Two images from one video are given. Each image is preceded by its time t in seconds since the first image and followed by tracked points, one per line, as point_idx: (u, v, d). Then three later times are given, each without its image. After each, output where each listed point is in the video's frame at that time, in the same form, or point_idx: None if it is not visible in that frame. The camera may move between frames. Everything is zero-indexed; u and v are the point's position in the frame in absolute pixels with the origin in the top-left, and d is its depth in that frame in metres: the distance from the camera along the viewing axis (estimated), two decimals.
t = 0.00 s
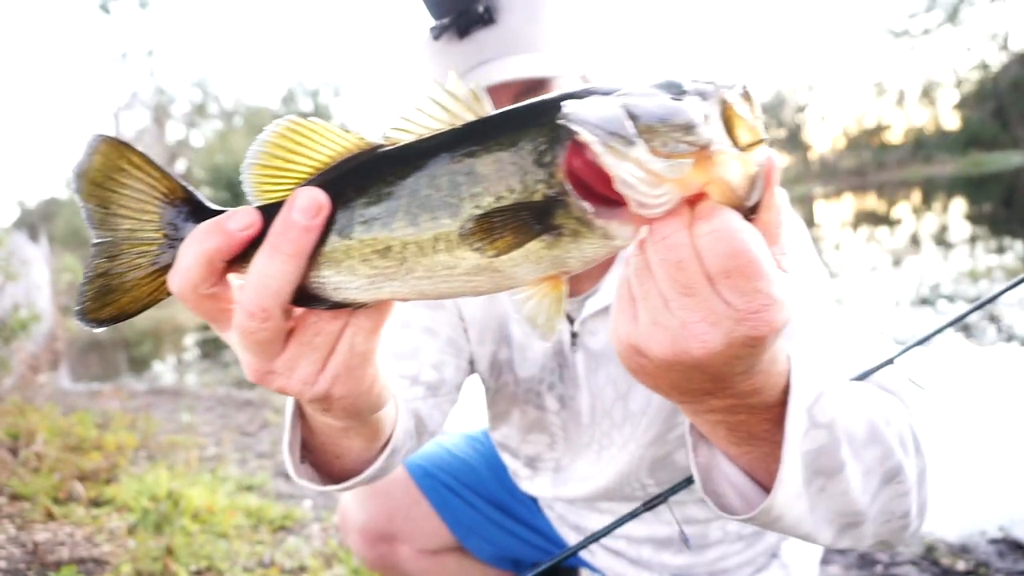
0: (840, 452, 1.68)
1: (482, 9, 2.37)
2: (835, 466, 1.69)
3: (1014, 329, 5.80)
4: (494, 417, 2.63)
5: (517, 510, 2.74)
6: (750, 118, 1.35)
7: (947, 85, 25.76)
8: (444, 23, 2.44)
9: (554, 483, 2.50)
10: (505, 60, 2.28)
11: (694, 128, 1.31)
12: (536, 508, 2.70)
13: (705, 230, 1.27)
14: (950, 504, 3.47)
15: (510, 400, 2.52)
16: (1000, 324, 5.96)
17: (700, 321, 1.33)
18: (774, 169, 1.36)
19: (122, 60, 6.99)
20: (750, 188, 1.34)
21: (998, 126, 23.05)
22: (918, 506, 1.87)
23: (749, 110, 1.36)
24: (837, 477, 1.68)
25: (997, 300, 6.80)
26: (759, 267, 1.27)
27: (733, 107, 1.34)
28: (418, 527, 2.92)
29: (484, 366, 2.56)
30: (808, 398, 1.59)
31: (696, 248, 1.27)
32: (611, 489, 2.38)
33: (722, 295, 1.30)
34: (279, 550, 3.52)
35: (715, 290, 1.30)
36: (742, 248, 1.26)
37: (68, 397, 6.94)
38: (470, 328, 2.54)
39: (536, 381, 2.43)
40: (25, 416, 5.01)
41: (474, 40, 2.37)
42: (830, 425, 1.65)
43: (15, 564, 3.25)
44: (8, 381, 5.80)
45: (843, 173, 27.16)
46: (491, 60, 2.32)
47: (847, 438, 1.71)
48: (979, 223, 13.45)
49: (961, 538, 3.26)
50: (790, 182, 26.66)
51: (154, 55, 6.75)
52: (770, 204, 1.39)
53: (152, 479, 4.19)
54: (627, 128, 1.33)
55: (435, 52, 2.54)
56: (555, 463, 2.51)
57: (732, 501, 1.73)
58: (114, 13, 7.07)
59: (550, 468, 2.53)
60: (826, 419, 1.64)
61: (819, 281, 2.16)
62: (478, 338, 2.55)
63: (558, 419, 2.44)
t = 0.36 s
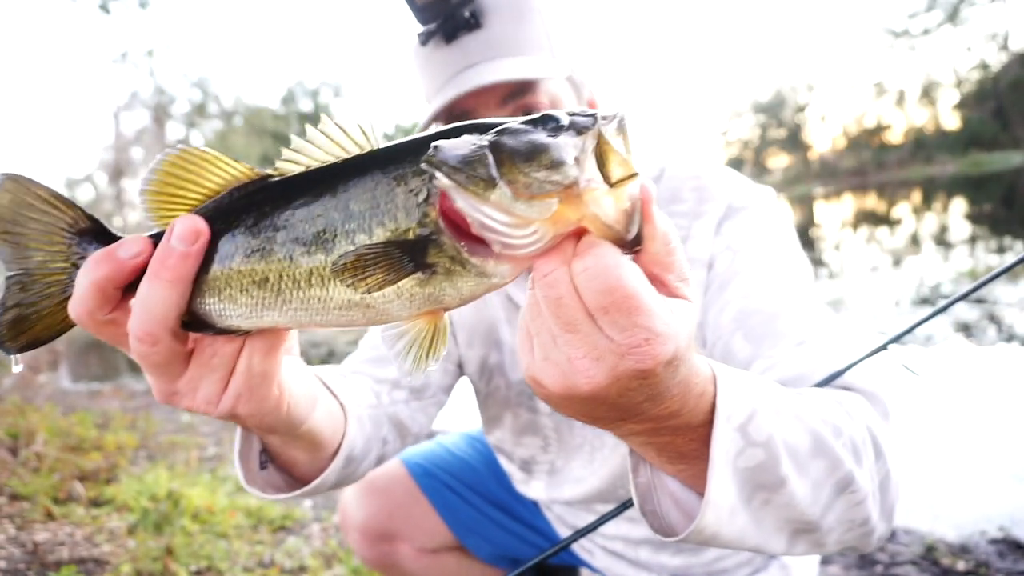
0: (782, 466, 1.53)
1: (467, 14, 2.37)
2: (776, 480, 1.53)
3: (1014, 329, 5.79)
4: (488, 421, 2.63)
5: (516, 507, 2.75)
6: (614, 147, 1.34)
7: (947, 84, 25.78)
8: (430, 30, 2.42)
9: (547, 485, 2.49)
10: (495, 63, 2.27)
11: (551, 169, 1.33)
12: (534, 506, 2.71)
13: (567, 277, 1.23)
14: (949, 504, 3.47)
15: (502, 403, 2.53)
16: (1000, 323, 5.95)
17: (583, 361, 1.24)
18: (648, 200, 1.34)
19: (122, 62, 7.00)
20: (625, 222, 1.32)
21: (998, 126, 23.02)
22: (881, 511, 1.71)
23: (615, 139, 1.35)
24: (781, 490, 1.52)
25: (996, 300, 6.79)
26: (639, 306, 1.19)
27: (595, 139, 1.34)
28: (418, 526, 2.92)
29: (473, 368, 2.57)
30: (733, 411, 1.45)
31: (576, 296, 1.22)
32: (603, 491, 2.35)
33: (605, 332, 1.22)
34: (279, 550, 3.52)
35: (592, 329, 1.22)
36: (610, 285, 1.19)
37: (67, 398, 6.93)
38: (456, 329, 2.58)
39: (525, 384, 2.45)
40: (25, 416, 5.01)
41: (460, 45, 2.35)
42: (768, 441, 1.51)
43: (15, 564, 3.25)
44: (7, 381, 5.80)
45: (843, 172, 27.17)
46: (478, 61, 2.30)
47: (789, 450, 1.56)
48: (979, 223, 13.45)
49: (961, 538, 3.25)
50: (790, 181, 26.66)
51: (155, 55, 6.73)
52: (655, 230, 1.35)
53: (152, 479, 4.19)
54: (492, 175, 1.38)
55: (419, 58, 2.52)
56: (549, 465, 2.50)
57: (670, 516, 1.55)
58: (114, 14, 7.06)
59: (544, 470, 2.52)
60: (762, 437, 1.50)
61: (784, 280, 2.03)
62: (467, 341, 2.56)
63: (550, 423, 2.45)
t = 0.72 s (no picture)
0: (789, 453, 1.64)
1: (478, 81, 2.62)
2: (788, 468, 1.64)
3: (1015, 329, 5.79)
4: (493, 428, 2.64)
5: (516, 508, 2.74)
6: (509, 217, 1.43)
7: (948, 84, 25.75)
8: (436, 91, 2.68)
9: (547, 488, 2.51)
10: (511, 136, 2.65)
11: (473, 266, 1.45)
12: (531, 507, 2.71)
13: (533, 357, 1.44)
14: (949, 504, 3.48)
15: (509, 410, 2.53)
16: (1000, 324, 5.95)
17: (565, 407, 1.47)
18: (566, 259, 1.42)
19: (121, 62, 7.00)
20: (550, 285, 1.44)
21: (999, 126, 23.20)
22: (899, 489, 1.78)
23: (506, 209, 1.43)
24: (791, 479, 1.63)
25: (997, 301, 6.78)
26: (592, 359, 1.41)
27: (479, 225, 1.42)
28: (419, 528, 2.99)
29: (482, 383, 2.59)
30: (733, 402, 1.60)
31: (541, 356, 1.43)
32: (604, 489, 2.35)
33: (579, 387, 1.44)
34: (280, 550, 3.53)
35: (560, 385, 1.45)
36: (565, 348, 1.40)
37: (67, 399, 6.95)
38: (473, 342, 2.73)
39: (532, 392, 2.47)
40: (26, 416, 5.01)
41: (473, 110, 2.68)
42: (774, 427, 1.63)
43: (16, 564, 3.26)
44: (8, 381, 5.81)
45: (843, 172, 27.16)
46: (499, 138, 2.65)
47: (797, 437, 1.66)
48: (980, 223, 13.43)
49: (962, 538, 3.26)
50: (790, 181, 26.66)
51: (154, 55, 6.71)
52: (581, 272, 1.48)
53: (152, 479, 4.19)
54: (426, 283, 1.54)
55: (424, 107, 2.80)
56: (559, 464, 2.50)
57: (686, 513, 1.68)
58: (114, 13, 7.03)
59: (554, 468, 2.52)
60: (767, 426, 1.63)
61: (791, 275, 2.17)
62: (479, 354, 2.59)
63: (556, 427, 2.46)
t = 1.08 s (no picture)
0: (825, 460, 1.44)
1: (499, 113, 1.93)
2: (824, 476, 1.44)
3: (1015, 329, 5.79)
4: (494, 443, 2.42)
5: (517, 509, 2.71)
6: (475, 360, 1.25)
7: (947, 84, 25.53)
8: (450, 138, 1.98)
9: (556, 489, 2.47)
10: (538, 175, 1.98)
11: (474, 422, 1.28)
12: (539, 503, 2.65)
13: (565, 463, 1.26)
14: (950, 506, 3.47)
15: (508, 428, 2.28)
16: (1000, 324, 5.95)
17: (618, 496, 1.28)
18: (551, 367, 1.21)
19: (122, 62, 6.98)
20: (558, 400, 1.24)
21: (998, 126, 23.42)
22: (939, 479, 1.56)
23: (468, 354, 1.26)
24: (830, 487, 1.43)
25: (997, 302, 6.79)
26: (623, 441, 1.21)
27: (458, 380, 1.27)
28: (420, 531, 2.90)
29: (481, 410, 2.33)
30: (762, 419, 1.41)
31: (573, 458, 1.24)
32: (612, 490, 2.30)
33: (621, 471, 1.25)
34: (279, 550, 3.53)
35: (603, 477, 1.26)
36: (592, 439, 1.21)
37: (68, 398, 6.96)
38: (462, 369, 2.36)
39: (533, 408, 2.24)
40: (25, 416, 5.01)
41: (490, 149, 1.99)
42: (806, 441, 1.43)
43: (15, 564, 3.25)
44: (8, 380, 5.81)
45: (841, 172, 27.25)
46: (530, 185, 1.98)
47: (829, 442, 1.46)
48: (979, 222, 13.46)
49: (961, 538, 3.26)
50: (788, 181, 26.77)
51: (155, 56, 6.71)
52: (580, 362, 1.24)
53: (152, 479, 4.19)
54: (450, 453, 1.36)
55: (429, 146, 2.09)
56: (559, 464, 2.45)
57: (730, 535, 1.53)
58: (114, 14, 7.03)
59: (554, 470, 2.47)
60: (797, 438, 1.43)
61: (815, 265, 1.85)
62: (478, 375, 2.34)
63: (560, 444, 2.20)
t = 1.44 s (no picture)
0: (899, 467, 1.54)
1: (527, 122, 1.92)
2: (898, 481, 1.54)
3: (1015, 329, 5.79)
4: (502, 435, 2.49)
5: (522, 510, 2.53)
6: (596, 485, 1.14)
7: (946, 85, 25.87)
8: (472, 147, 1.93)
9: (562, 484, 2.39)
10: (562, 182, 1.95)
11: (604, 553, 1.16)
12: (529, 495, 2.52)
13: (701, 561, 1.23)
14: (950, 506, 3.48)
15: (522, 417, 2.40)
16: (1000, 324, 5.96)
17: None
18: (667, 477, 1.11)
19: (122, 62, 6.97)
20: (679, 505, 1.14)
21: (998, 126, 23.45)
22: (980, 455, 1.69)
23: (583, 476, 1.15)
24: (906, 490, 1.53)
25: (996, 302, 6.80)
26: (756, 524, 1.20)
27: (579, 505, 1.15)
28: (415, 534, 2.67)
29: (481, 401, 2.42)
30: (843, 442, 1.48)
31: (712, 555, 1.21)
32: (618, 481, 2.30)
33: (757, 553, 1.23)
34: (279, 550, 3.53)
35: (739, 565, 1.24)
36: (725, 530, 1.20)
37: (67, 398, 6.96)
38: (467, 367, 2.38)
39: (543, 398, 2.34)
40: (25, 416, 5.01)
41: (511, 156, 1.95)
42: (880, 452, 1.52)
43: (15, 564, 3.25)
44: (8, 381, 5.82)
45: (841, 172, 27.24)
46: (555, 189, 1.95)
47: (899, 447, 1.55)
48: (980, 223, 13.45)
49: (962, 537, 3.25)
50: (788, 181, 26.78)
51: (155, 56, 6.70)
52: (691, 461, 1.15)
53: (152, 479, 4.19)
54: None
55: (444, 157, 2.04)
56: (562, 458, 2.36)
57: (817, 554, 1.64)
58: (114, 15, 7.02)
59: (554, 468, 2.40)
60: (873, 451, 1.52)
61: (829, 255, 1.96)
62: (482, 372, 2.39)
63: (572, 431, 2.33)
